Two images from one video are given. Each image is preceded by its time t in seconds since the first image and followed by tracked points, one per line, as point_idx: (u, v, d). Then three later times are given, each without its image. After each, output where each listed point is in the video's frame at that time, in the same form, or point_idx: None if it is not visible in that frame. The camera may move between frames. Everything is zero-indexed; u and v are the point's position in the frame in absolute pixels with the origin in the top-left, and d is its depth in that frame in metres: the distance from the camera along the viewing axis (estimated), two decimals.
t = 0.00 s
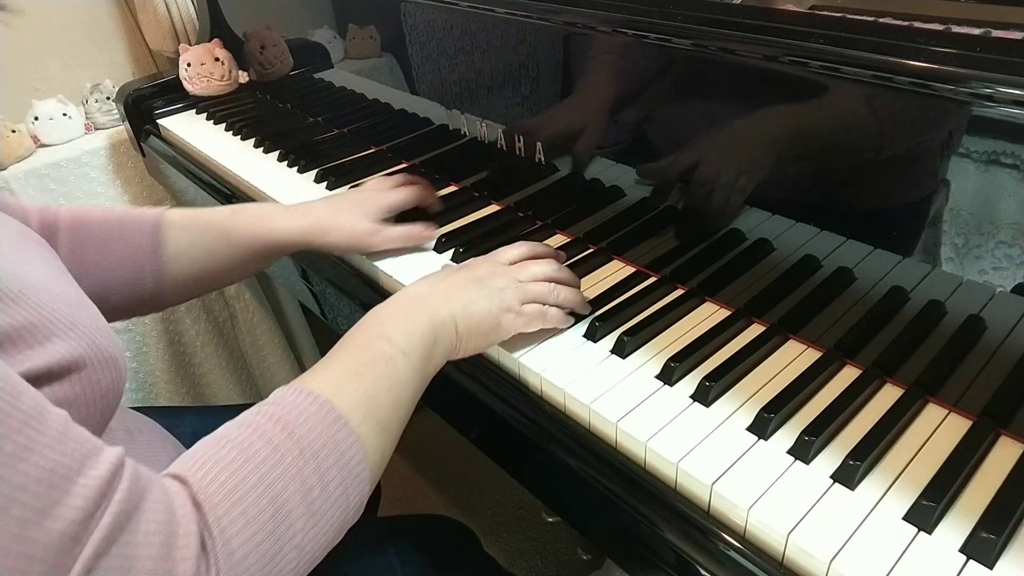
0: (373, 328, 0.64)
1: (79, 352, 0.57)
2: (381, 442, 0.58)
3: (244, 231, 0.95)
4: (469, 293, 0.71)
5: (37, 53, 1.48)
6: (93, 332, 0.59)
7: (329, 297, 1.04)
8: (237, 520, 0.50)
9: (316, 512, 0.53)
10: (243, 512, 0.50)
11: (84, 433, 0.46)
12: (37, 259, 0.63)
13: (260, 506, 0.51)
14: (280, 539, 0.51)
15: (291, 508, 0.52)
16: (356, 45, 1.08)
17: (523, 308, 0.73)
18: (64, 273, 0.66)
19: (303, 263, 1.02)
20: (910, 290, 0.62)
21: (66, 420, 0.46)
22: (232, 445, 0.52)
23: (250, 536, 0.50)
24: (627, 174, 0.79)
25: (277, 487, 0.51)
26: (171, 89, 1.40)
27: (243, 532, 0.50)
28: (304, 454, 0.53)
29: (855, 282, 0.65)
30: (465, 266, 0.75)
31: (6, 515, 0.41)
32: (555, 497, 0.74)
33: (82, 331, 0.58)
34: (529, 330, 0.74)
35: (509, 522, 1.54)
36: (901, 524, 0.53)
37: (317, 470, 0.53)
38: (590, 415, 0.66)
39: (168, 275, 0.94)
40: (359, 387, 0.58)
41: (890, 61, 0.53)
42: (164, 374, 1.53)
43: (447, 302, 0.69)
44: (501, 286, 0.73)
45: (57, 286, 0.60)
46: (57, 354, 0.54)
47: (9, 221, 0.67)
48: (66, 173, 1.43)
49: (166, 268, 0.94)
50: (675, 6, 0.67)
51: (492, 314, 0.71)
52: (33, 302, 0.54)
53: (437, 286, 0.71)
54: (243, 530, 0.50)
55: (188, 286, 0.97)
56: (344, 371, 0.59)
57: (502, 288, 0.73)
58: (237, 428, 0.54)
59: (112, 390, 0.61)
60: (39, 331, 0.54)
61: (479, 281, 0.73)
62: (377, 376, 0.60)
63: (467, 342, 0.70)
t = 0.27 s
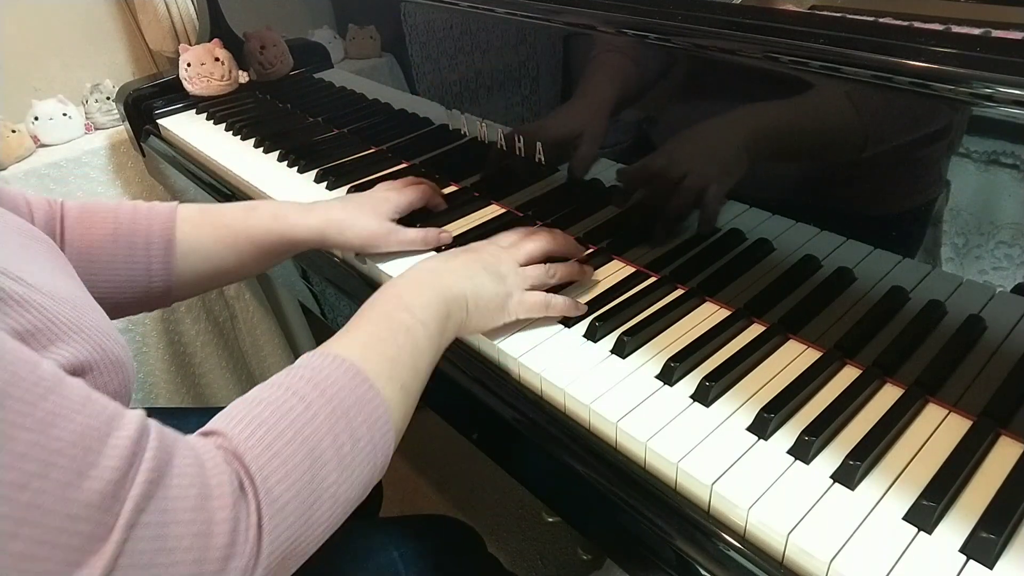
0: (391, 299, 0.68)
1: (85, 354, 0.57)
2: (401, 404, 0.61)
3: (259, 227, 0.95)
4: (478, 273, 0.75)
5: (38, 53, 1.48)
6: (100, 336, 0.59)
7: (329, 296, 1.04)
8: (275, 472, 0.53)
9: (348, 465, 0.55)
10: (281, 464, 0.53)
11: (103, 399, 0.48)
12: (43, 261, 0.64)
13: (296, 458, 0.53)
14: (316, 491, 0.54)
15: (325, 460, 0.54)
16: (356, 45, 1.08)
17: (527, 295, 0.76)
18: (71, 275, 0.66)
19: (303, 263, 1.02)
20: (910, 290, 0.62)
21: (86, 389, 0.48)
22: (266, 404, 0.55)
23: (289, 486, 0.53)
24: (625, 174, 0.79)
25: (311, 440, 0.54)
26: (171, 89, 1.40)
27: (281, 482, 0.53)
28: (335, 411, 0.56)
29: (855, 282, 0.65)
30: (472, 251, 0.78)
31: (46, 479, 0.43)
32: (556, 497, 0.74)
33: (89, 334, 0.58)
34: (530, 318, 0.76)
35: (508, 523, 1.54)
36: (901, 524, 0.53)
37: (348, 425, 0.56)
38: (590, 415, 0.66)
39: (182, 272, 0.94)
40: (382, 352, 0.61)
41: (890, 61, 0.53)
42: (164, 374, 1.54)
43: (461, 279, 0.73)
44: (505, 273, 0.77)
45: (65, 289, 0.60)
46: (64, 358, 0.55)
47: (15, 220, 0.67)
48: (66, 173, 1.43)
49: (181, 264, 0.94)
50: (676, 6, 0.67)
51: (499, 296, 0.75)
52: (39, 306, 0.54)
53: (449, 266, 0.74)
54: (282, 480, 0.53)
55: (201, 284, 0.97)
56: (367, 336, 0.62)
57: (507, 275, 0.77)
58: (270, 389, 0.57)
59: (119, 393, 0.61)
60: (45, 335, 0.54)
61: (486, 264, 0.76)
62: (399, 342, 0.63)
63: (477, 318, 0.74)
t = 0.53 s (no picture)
0: (390, 282, 0.68)
1: (89, 345, 0.58)
2: (400, 386, 0.61)
3: (221, 213, 0.95)
4: (472, 260, 0.75)
5: (38, 53, 1.48)
6: (103, 326, 0.60)
7: (329, 296, 1.04)
8: (282, 453, 0.53)
9: (351, 444, 0.56)
10: (287, 444, 0.53)
11: (113, 387, 0.48)
12: (40, 252, 0.63)
13: (301, 439, 0.54)
14: (321, 469, 0.54)
15: (330, 440, 0.54)
16: (356, 45, 1.08)
17: (519, 288, 0.77)
18: (67, 266, 0.66)
19: (303, 263, 1.03)
20: (910, 290, 0.62)
21: (95, 376, 0.48)
22: (269, 386, 0.55)
23: (295, 466, 0.53)
24: (623, 174, 0.78)
25: (315, 421, 0.54)
26: (171, 89, 1.40)
27: (287, 462, 0.53)
28: (338, 391, 0.56)
29: (855, 282, 0.65)
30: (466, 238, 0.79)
31: (62, 464, 0.43)
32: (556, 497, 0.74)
33: (92, 324, 0.58)
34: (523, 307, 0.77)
35: (507, 522, 1.54)
36: (901, 524, 0.53)
37: (350, 406, 0.56)
38: (590, 415, 0.66)
39: (145, 257, 0.94)
40: (383, 335, 0.61)
41: (891, 62, 0.53)
42: (165, 374, 1.52)
43: (456, 265, 0.73)
44: (498, 264, 0.78)
45: (66, 280, 0.60)
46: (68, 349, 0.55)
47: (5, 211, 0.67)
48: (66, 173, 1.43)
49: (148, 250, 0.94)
50: (676, 6, 0.67)
51: (493, 286, 0.75)
52: (44, 297, 0.54)
53: (446, 250, 0.74)
54: (289, 461, 0.53)
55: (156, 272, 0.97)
56: (367, 318, 0.62)
57: (500, 266, 0.77)
58: (272, 372, 0.57)
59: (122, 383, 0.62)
60: (50, 327, 0.54)
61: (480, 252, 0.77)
62: (399, 325, 0.63)
63: (470, 306, 0.75)
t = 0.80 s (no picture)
0: (379, 297, 0.68)
1: (88, 341, 0.58)
2: (388, 401, 0.60)
3: (265, 185, 0.94)
4: (463, 271, 0.75)
5: (38, 53, 1.48)
6: (104, 322, 0.60)
7: (329, 296, 1.04)
8: (265, 469, 0.53)
9: (336, 461, 0.55)
10: (271, 459, 0.53)
11: (98, 393, 0.48)
12: (44, 248, 0.64)
13: (285, 455, 0.53)
14: (305, 486, 0.54)
15: (315, 456, 0.54)
16: (356, 46, 1.08)
17: (515, 292, 0.77)
18: (74, 262, 0.66)
19: (303, 263, 1.03)
20: (910, 289, 0.62)
21: (81, 381, 0.48)
22: (256, 400, 0.55)
23: (278, 482, 0.53)
24: (624, 175, 0.79)
25: (300, 437, 0.54)
26: (171, 89, 1.40)
27: (270, 478, 0.53)
28: (324, 407, 0.56)
29: (856, 282, 0.65)
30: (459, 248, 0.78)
31: (38, 471, 0.43)
32: (555, 497, 0.74)
33: (92, 319, 0.58)
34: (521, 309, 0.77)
35: (508, 522, 1.54)
36: (901, 523, 0.53)
37: (336, 422, 0.56)
38: (590, 415, 0.66)
39: (189, 234, 0.93)
40: (370, 349, 0.61)
41: (891, 61, 0.53)
42: (164, 375, 1.52)
43: (446, 278, 0.73)
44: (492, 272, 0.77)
45: (68, 276, 0.60)
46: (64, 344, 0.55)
47: (13, 208, 0.67)
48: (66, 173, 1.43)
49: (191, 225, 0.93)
50: (675, 6, 0.67)
51: (486, 296, 0.75)
52: (42, 292, 0.55)
53: (435, 264, 0.74)
54: (272, 476, 0.53)
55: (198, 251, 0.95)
56: (355, 333, 0.62)
57: (494, 273, 0.77)
58: (259, 386, 0.57)
59: (125, 378, 0.62)
60: (46, 322, 0.54)
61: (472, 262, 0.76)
62: (387, 339, 0.63)
63: (464, 317, 0.74)
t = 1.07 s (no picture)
0: (381, 294, 0.67)
1: (90, 335, 0.58)
2: (390, 400, 0.60)
3: (254, 203, 0.94)
4: (468, 271, 0.74)
5: (38, 53, 1.48)
6: (106, 318, 0.60)
7: (329, 295, 1.03)
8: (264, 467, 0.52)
9: (336, 460, 0.55)
10: (270, 458, 0.53)
11: (99, 388, 0.49)
12: (43, 243, 0.64)
13: (284, 453, 0.53)
14: (304, 485, 0.54)
15: (313, 454, 0.54)
16: (356, 45, 1.08)
17: (517, 295, 0.76)
18: (73, 259, 0.66)
19: (303, 263, 1.03)
20: (910, 290, 0.62)
21: (83, 376, 0.48)
22: (256, 399, 0.55)
23: (276, 480, 0.53)
24: (625, 174, 0.79)
25: (299, 435, 0.54)
26: (170, 89, 1.40)
27: (269, 476, 0.52)
28: (323, 405, 0.55)
29: (855, 282, 0.65)
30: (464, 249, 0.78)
31: (38, 459, 0.43)
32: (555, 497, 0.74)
33: (94, 314, 0.59)
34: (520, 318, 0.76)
35: (508, 522, 1.54)
36: (901, 523, 0.53)
37: (335, 421, 0.55)
38: (590, 415, 0.66)
39: (177, 253, 0.93)
40: (371, 347, 0.61)
41: (890, 61, 0.53)
42: (165, 374, 1.52)
43: (450, 277, 0.72)
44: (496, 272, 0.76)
45: (69, 272, 0.60)
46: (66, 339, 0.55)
47: (15, 207, 0.67)
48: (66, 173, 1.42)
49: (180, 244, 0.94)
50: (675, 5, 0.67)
51: (490, 294, 0.74)
52: (45, 287, 0.55)
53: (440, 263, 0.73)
54: (270, 474, 0.53)
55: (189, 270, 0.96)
56: (356, 331, 0.62)
57: (498, 274, 0.76)
58: (259, 385, 0.57)
59: (125, 374, 0.62)
60: (49, 316, 0.54)
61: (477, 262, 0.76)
62: (387, 336, 0.63)
63: (468, 318, 0.73)
